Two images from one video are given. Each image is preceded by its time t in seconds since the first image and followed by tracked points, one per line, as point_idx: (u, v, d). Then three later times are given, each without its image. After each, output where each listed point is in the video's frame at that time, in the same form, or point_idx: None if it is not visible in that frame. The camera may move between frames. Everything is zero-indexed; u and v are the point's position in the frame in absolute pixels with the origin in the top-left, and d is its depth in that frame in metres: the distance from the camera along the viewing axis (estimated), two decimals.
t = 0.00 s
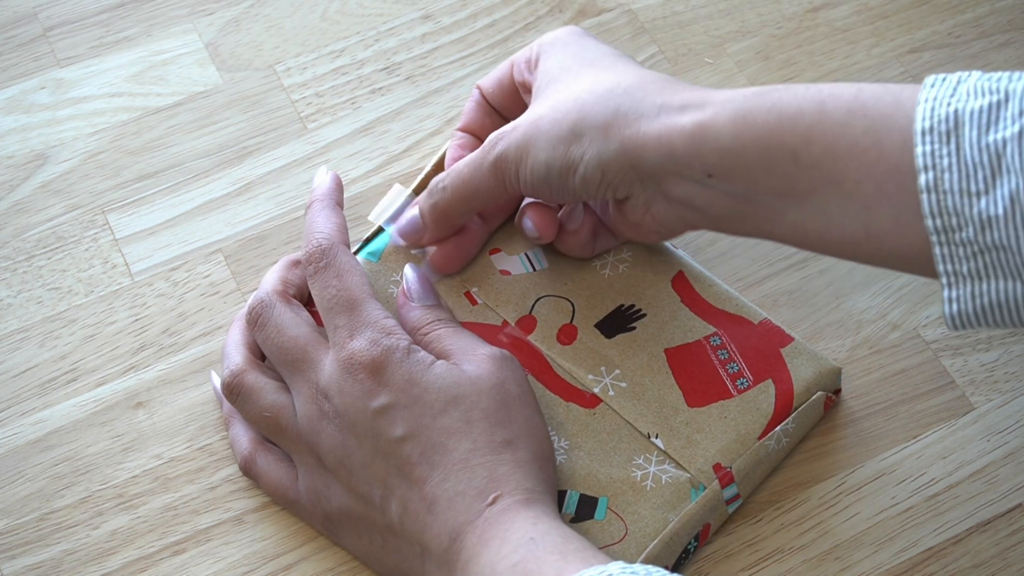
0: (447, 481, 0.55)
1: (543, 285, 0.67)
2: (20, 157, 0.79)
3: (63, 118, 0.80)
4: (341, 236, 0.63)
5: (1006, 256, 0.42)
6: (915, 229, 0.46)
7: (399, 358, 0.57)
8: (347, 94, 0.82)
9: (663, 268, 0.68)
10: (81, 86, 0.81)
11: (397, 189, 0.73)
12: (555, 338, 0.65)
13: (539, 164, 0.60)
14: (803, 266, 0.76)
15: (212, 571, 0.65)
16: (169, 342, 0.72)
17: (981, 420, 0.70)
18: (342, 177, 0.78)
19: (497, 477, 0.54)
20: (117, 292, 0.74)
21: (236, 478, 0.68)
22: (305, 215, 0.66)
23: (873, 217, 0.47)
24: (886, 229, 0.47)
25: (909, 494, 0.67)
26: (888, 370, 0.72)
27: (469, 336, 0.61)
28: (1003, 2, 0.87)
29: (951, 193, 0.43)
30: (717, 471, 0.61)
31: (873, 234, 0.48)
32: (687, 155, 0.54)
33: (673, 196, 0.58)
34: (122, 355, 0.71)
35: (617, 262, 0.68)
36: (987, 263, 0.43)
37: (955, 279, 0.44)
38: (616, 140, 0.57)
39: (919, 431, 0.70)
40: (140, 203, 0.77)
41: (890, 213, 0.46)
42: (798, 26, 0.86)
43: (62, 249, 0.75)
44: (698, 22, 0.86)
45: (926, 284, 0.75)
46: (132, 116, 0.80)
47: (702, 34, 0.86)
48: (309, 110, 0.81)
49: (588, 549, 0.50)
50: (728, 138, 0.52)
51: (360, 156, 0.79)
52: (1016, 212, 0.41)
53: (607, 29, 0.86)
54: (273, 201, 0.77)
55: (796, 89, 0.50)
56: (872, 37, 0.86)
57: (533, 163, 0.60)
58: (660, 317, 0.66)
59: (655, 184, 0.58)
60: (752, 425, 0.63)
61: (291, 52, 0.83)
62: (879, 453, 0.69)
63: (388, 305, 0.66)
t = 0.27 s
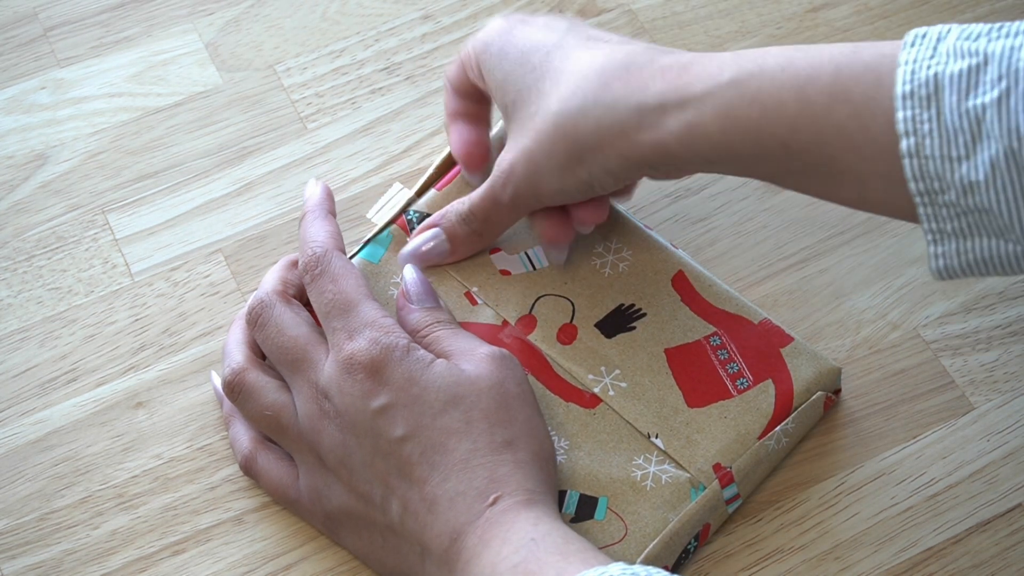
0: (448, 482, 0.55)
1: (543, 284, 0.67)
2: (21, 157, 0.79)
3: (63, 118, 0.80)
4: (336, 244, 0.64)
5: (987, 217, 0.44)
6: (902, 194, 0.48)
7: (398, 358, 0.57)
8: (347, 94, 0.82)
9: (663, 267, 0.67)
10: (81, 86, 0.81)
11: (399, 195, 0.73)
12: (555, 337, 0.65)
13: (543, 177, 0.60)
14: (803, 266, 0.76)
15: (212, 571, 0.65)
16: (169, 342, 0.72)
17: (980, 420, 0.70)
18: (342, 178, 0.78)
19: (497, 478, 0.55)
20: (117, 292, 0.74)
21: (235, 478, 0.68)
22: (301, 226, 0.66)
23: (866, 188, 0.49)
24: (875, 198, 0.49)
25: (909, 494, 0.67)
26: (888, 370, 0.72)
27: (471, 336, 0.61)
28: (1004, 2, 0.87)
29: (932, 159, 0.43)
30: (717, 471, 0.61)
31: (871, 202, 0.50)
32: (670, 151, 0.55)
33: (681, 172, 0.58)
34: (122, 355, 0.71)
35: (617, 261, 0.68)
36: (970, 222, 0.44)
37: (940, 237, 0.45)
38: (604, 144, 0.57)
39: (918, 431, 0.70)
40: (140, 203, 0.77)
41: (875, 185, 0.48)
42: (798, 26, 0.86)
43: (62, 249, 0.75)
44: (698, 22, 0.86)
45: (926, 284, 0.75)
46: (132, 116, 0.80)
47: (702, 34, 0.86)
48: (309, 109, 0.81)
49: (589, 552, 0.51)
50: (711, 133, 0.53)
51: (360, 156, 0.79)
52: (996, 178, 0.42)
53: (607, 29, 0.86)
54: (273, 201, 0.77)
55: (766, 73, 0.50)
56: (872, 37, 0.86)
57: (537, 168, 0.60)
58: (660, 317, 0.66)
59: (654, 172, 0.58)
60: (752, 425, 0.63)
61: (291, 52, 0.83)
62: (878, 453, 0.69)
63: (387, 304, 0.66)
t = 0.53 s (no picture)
0: (453, 482, 0.55)
1: (543, 284, 0.67)
2: (20, 157, 0.79)
3: (63, 118, 0.80)
4: (324, 243, 0.63)
5: (969, 124, 0.43)
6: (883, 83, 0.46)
7: (404, 357, 0.58)
8: (347, 94, 0.82)
9: (663, 266, 0.68)
10: (81, 86, 0.81)
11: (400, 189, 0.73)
12: (555, 337, 0.66)
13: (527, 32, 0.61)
14: (803, 266, 0.76)
15: (212, 571, 0.65)
16: (169, 342, 0.72)
17: (980, 420, 0.70)
18: (342, 177, 0.78)
19: (503, 479, 0.55)
20: (117, 292, 0.74)
21: (235, 478, 0.68)
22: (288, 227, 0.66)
23: (858, 88, 0.48)
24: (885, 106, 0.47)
25: (909, 494, 0.67)
26: (888, 370, 0.72)
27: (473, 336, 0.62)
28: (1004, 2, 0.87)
29: (923, 61, 0.42)
30: (717, 471, 0.61)
31: (863, 101, 0.48)
32: (674, 31, 0.54)
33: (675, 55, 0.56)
34: (122, 355, 0.71)
35: (617, 261, 0.68)
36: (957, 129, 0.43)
37: (923, 141, 0.44)
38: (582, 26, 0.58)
39: (918, 431, 0.70)
40: (140, 203, 0.77)
41: (877, 67, 0.46)
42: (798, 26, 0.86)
43: (62, 249, 0.75)
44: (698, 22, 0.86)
45: (927, 284, 0.75)
46: (132, 116, 0.80)
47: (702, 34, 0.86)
48: (309, 109, 0.81)
49: (595, 554, 0.51)
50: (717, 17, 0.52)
51: (360, 156, 0.79)
52: (988, 87, 0.41)
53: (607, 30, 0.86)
54: (273, 201, 0.77)
55: None
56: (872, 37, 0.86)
57: (526, 62, 0.62)
58: (660, 317, 0.66)
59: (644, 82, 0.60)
60: (752, 425, 0.63)
61: (291, 52, 0.83)
62: (878, 453, 0.69)
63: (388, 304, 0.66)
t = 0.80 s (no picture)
0: (456, 476, 0.55)
1: (539, 282, 0.67)
2: (20, 157, 0.79)
3: (63, 118, 0.80)
4: (330, 241, 0.64)
5: (943, 84, 0.43)
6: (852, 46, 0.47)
7: (407, 350, 0.58)
8: (347, 95, 0.82)
9: (658, 263, 0.68)
10: (81, 86, 0.81)
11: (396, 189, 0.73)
12: (552, 336, 0.66)
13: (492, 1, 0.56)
14: (803, 266, 0.76)
15: (212, 571, 0.65)
16: (169, 342, 0.72)
17: (981, 420, 0.70)
18: (342, 177, 0.78)
19: (506, 474, 0.55)
20: (117, 292, 0.74)
21: (236, 478, 0.68)
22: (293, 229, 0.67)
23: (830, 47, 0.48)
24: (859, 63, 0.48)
25: (909, 494, 0.67)
26: (888, 370, 0.72)
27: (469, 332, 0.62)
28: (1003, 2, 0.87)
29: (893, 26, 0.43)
30: (716, 469, 0.61)
31: (832, 60, 0.49)
32: (634, 21, 0.52)
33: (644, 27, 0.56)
34: (122, 355, 0.71)
35: (614, 259, 0.68)
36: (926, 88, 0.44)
37: (899, 102, 0.45)
38: None
39: (919, 431, 0.70)
40: (140, 203, 0.77)
41: (845, 38, 0.47)
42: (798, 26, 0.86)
43: (62, 249, 0.75)
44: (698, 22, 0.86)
45: (927, 284, 0.75)
46: (132, 116, 0.80)
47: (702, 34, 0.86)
48: (309, 109, 0.81)
49: (597, 552, 0.51)
50: None
51: (360, 156, 0.79)
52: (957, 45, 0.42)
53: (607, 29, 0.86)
54: (273, 201, 0.77)
55: None
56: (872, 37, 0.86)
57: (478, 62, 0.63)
58: (657, 315, 0.66)
59: (639, 42, 0.54)
60: (750, 422, 0.63)
61: (291, 52, 0.83)
62: (878, 453, 0.69)
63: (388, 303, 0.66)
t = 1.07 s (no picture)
0: (471, 467, 0.55)
1: (550, 280, 0.67)
2: (21, 157, 0.79)
3: (63, 118, 0.80)
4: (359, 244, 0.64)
5: None
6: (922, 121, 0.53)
7: (422, 340, 0.57)
8: (347, 95, 0.82)
9: (671, 265, 0.69)
10: (81, 86, 0.81)
11: (409, 186, 0.78)
12: (564, 333, 0.65)
13: (584, 50, 0.62)
14: (803, 266, 0.76)
15: (212, 571, 0.65)
16: (169, 342, 0.72)
17: (981, 420, 0.70)
18: (342, 177, 0.78)
19: (522, 467, 0.54)
20: (117, 292, 0.74)
21: (236, 478, 0.68)
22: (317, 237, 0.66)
23: (914, 134, 0.54)
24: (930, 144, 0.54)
25: (909, 494, 0.67)
26: (888, 370, 0.72)
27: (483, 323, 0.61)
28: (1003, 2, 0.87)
29: (973, 100, 0.48)
30: (726, 472, 0.61)
31: (911, 138, 0.54)
32: (732, 96, 0.59)
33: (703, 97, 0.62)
34: (122, 355, 0.71)
35: (627, 258, 0.68)
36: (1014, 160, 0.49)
37: (984, 174, 0.50)
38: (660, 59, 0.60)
39: (919, 431, 0.70)
40: (140, 203, 0.77)
41: (922, 122, 0.52)
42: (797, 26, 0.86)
43: (62, 249, 0.75)
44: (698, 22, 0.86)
45: (927, 284, 0.75)
46: (132, 116, 0.80)
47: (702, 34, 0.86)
48: (309, 109, 0.81)
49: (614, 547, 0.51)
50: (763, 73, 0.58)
51: (360, 156, 0.79)
52: None
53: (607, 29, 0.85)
54: (273, 201, 0.77)
55: (822, 25, 0.54)
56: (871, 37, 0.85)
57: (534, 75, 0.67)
58: (670, 314, 0.66)
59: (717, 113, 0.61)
60: (762, 425, 0.63)
61: (291, 52, 0.83)
62: (878, 453, 0.69)
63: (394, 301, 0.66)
